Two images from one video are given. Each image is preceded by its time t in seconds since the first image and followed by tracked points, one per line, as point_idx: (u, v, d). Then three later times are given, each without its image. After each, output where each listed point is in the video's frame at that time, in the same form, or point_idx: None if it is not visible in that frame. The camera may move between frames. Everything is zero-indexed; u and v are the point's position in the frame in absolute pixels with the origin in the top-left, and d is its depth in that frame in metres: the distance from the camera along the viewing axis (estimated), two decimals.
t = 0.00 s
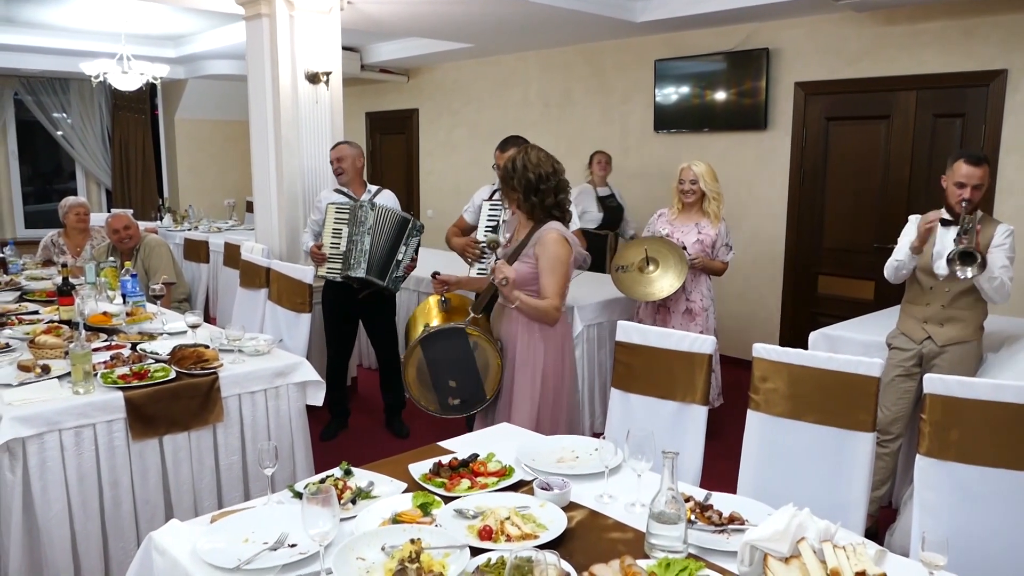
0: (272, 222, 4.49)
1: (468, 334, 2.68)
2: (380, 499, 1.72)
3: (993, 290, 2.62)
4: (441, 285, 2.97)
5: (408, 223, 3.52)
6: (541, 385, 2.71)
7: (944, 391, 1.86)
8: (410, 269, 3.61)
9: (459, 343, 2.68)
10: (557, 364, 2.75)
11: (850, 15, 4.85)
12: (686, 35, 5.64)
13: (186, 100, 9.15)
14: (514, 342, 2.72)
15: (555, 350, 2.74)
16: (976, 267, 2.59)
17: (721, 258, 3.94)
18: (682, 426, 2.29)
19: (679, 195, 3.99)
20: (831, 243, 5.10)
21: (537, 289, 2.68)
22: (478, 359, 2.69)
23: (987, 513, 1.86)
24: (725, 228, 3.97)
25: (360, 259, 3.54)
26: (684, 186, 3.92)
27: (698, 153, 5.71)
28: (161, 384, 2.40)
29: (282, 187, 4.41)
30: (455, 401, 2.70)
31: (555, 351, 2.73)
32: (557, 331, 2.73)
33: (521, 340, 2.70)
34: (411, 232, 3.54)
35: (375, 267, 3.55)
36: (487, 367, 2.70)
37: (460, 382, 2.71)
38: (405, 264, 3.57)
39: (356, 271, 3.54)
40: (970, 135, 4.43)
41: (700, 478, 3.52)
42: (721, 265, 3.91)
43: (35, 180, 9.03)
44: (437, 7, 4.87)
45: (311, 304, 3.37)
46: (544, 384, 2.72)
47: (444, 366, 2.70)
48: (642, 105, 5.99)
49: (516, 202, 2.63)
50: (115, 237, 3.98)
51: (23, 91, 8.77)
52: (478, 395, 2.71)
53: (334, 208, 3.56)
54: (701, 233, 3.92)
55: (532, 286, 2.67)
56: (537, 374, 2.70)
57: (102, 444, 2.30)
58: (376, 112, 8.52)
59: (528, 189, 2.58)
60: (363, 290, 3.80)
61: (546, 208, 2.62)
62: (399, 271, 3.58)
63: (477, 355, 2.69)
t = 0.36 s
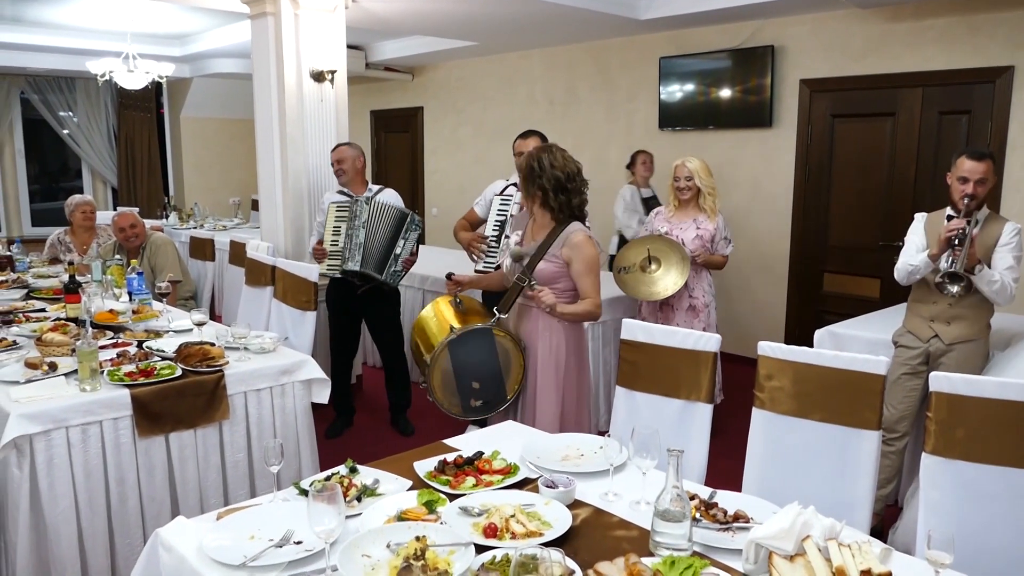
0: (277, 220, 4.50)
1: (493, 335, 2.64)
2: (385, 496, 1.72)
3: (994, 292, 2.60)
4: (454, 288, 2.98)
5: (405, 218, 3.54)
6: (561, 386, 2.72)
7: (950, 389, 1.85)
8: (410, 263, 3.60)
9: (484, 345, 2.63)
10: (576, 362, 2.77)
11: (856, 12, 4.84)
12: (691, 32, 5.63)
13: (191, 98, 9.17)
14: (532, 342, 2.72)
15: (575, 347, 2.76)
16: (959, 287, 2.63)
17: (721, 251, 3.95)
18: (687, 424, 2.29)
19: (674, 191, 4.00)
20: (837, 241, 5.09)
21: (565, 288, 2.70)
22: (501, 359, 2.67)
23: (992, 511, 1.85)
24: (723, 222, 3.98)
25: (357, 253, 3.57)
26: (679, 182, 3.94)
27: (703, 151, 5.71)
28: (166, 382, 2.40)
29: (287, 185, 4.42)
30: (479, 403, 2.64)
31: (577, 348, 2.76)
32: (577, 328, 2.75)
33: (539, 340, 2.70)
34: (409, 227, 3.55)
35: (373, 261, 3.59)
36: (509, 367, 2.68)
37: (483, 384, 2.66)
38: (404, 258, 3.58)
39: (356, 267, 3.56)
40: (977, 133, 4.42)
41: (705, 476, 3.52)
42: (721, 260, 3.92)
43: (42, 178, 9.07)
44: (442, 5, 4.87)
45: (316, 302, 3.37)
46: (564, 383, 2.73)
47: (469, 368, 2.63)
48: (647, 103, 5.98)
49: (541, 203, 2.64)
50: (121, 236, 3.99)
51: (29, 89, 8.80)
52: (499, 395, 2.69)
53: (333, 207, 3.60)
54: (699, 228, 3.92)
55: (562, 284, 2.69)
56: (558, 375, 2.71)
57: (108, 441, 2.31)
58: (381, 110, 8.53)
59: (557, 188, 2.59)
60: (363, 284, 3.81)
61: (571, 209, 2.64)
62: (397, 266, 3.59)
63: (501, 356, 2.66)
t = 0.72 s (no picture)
0: (283, 220, 4.51)
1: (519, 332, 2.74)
2: (391, 495, 1.73)
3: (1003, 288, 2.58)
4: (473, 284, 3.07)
5: (408, 224, 3.54)
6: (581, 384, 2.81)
7: (958, 387, 1.84)
8: (413, 268, 3.62)
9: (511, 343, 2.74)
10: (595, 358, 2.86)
11: (863, 9, 4.82)
12: (697, 30, 5.62)
13: (198, 97, 9.20)
14: (551, 337, 2.82)
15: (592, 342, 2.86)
16: (973, 280, 2.60)
17: (720, 248, 3.96)
18: (692, 422, 2.29)
19: (673, 189, 3.99)
20: (844, 239, 5.07)
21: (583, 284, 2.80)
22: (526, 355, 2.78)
23: (1000, 510, 1.85)
24: (722, 218, 3.99)
25: (359, 259, 3.59)
26: (678, 180, 3.92)
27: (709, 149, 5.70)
28: (174, 381, 2.41)
29: (293, 184, 4.43)
30: (505, 398, 2.76)
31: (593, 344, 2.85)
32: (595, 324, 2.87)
33: (558, 335, 2.80)
34: (412, 232, 3.55)
35: (376, 266, 3.61)
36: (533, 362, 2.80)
37: (509, 379, 2.77)
38: (407, 263, 3.59)
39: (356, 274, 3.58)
40: (984, 130, 4.40)
41: (712, 475, 3.52)
42: (721, 255, 3.93)
43: (50, 178, 9.11)
44: (448, 4, 4.88)
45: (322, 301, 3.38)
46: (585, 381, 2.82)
47: (497, 365, 2.74)
48: (653, 101, 5.98)
49: (562, 200, 2.73)
50: (128, 235, 4.00)
51: (37, 89, 8.84)
52: (524, 390, 2.80)
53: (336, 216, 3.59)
54: (699, 225, 3.92)
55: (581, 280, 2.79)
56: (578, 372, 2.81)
57: (116, 440, 2.32)
58: (387, 109, 8.54)
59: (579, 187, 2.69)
60: (366, 291, 3.79)
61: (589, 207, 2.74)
62: (400, 271, 3.61)
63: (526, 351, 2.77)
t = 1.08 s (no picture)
0: (289, 219, 4.52)
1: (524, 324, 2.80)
2: (397, 493, 1.73)
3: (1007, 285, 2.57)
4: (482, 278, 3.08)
5: (410, 217, 3.58)
6: (586, 380, 2.86)
7: (963, 386, 1.84)
8: (416, 261, 3.67)
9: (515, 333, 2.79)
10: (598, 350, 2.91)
11: (869, 8, 4.80)
12: (703, 29, 5.61)
13: (204, 96, 9.21)
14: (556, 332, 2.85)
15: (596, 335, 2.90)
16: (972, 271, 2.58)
17: (721, 247, 3.96)
18: (697, 421, 2.28)
19: (675, 189, 3.98)
20: (849, 238, 5.06)
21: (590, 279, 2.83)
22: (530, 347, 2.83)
23: (1005, 509, 1.84)
24: (723, 217, 3.99)
25: (362, 252, 3.58)
26: (680, 179, 3.92)
27: (714, 148, 5.69)
28: (179, 379, 2.42)
29: (298, 183, 4.44)
30: (509, 387, 2.81)
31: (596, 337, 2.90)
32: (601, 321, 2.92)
33: (562, 329, 2.85)
34: (414, 226, 3.59)
35: (380, 261, 3.62)
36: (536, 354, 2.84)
37: (513, 369, 2.82)
38: (410, 256, 3.64)
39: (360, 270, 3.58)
40: (991, 129, 4.38)
41: (717, 474, 3.51)
42: (722, 254, 3.92)
43: (56, 176, 9.14)
44: (453, 3, 4.88)
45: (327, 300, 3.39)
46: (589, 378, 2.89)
47: (500, 355, 2.79)
48: (658, 100, 5.97)
49: (571, 198, 2.78)
50: (134, 234, 4.01)
51: (44, 88, 8.87)
52: (527, 381, 2.84)
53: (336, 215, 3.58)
54: (700, 223, 3.91)
55: (587, 275, 2.82)
56: (581, 367, 2.85)
57: (122, 438, 2.32)
58: (392, 108, 8.54)
59: (589, 185, 2.76)
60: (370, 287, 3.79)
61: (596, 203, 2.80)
62: (405, 263, 3.64)
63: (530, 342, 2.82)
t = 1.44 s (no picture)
0: (291, 219, 4.53)
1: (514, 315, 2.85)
2: (399, 493, 1.73)
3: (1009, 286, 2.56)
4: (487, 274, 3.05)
5: (404, 215, 3.59)
6: (579, 374, 2.88)
7: (964, 386, 1.84)
8: (410, 258, 3.67)
9: (506, 325, 2.86)
10: (597, 353, 2.92)
11: (871, 8, 4.80)
12: (705, 29, 5.60)
13: (206, 96, 9.22)
14: (553, 329, 2.87)
15: (596, 338, 2.91)
16: (976, 273, 2.56)
17: (722, 247, 3.94)
18: (699, 421, 2.29)
19: (677, 190, 3.98)
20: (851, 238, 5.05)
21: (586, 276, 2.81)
22: (522, 339, 2.87)
23: (1006, 509, 1.84)
24: (723, 217, 3.97)
25: (356, 254, 3.62)
26: (682, 179, 3.92)
27: (716, 148, 5.69)
28: (182, 378, 2.43)
29: (300, 183, 4.45)
30: (500, 379, 2.88)
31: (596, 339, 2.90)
32: (600, 316, 2.91)
33: (556, 322, 2.87)
34: (408, 223, 3.60)
35: (374, 259, 3.65)
36: (529, 346, 2.88)
37: (503, 362, 2.88)
38: (404, 254, 3.65)
39: (351, 266, 3.62)
40: (993, 130, 4.38)
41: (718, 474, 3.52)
42: (723, 254, 3.91)
43: (58, 176, 9.15)
44: (455, 3, 4.88)
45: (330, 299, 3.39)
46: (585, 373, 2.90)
47: (490, 346, 2.87)
48: (661, 100, 5.97)
49: (575, 198, 2.79)
50: (137, 233, 4.02)
51: (47, 88, 8.89)
52: (520, 373, 2.89)
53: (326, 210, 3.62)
54: (700, 223, 3.90)
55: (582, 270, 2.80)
56: (574, 361, 2.86)
57: (125, 437, 2.33)
58: (395, 108, 8.55)
59: (589, 184, 2.76)
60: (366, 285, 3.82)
61: (596, 200, 2.79)
62: (400, 262, 3.65)
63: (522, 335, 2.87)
